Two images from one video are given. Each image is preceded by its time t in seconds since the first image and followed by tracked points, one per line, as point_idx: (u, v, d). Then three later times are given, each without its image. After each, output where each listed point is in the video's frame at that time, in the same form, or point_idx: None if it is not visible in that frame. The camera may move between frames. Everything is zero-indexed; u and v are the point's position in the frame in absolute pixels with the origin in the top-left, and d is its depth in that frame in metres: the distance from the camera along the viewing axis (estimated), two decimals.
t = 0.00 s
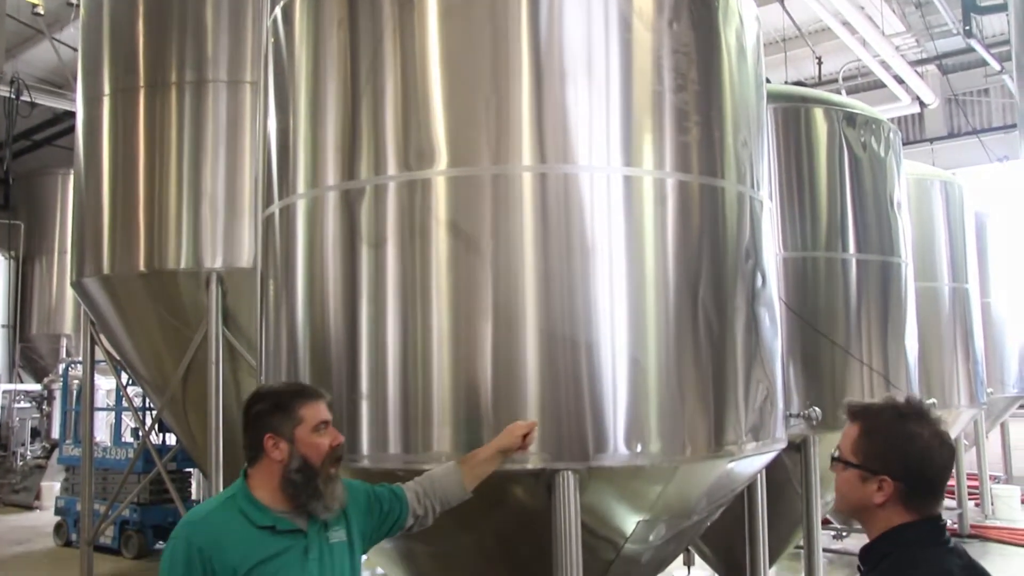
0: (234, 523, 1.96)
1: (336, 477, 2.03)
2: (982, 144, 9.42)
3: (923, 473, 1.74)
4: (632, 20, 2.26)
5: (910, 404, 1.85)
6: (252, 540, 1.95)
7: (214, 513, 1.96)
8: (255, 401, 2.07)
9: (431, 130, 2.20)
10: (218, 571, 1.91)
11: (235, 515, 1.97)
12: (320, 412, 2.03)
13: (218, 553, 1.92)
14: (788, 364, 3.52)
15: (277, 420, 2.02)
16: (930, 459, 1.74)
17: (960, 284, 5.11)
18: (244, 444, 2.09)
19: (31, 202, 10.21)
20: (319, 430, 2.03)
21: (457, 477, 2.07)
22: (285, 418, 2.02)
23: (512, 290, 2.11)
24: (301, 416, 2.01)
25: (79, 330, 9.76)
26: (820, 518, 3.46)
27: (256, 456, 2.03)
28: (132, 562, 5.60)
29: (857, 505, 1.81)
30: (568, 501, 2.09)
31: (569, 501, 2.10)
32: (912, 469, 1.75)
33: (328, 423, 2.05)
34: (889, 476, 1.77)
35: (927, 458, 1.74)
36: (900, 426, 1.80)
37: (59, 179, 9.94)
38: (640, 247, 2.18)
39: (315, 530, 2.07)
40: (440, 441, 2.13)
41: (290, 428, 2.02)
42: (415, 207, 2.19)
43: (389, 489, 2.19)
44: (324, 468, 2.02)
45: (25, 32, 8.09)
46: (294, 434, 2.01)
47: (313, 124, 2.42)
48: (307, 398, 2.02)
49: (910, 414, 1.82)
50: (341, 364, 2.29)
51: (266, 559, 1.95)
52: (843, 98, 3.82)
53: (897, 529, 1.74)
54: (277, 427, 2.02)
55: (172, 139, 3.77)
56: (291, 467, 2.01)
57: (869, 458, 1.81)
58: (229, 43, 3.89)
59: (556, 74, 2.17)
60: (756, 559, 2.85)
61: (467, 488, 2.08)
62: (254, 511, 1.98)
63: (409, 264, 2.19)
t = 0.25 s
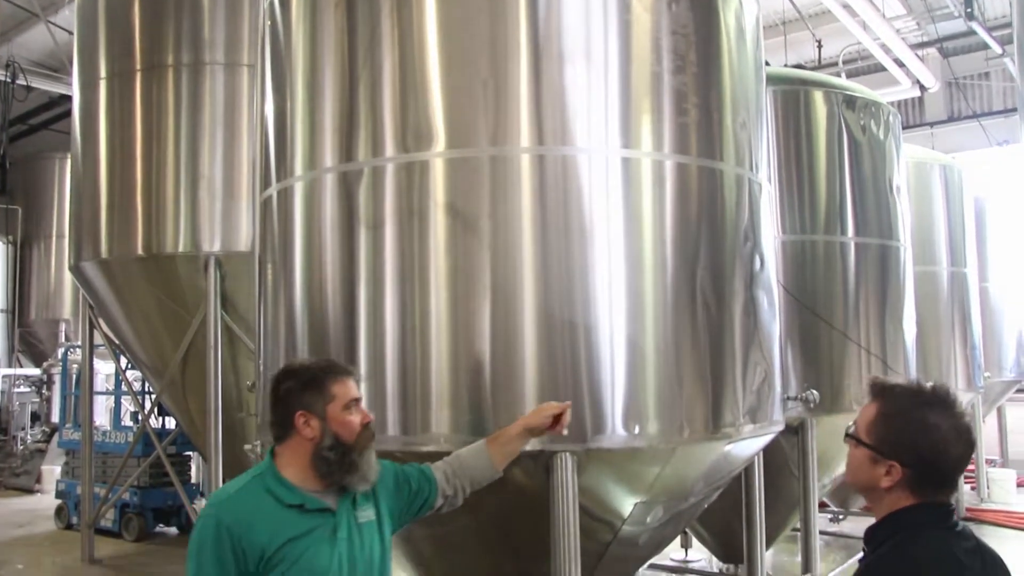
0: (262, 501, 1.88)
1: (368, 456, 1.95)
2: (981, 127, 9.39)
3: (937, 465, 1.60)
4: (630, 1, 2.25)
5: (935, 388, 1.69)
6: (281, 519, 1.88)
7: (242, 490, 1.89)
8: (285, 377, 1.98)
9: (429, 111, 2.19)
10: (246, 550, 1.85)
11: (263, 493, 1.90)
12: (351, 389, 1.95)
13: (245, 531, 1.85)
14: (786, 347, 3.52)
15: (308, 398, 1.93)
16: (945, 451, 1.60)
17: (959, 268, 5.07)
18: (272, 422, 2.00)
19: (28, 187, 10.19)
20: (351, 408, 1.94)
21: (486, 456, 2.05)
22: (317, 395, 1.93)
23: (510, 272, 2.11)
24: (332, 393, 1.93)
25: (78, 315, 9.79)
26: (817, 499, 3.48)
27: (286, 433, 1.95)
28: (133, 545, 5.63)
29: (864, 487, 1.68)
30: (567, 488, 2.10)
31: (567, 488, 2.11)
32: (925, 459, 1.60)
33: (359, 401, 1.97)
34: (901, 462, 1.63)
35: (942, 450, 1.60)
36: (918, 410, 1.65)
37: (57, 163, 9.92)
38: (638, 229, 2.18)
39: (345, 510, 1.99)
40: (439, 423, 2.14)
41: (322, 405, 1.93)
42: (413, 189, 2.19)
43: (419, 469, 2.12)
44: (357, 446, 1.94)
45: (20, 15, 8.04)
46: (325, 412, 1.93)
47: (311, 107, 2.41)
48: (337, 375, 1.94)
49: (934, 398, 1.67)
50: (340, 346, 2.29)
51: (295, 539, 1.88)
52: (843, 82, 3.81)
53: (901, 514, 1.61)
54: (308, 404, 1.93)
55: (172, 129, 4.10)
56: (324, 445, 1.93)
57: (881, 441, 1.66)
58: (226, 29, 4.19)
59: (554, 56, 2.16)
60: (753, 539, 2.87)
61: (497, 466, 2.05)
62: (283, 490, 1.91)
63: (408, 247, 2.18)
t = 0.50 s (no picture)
0: (278, 484, 1.79)
1: (385, 439, 1.87)
2: (971, 112, 9.44)
3: (940, 446, 1.59)
4: None
5: (936, 366, 1.67)
6: (299, 502, 1.79)
7: (256, 474, 1.79)
8: (300, 358, 1.89)
9: (420, 92, 2.18)
10: (264, 535, 1.74)
11: (278, 476, 1.80)
12: (367, 371, 1.86)
13: (263, 515, 1.74)
14: (776, 330, 3.53)
15: (325, 378, 1.84)
16: (948, 431, 1.59)
17: (947, 252, 5.04)
18: (285, 404, 1.91)
19: (14, 169, 10.09)
20: (369, 390, 1.86)
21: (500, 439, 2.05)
22: (335, 376, 1.84)
23: (500, 254, 2.10)
24: (349, 375, 1.84)
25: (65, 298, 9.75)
26: (804, 481, 3.51)
27: (302, 415, 1.86)
28: (123, 528, 5.64)
29: (866, 468, 1.67)
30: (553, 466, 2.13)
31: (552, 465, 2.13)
32: (927, 439, 1.59)
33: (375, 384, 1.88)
34: (904, 443, 1.62)
35: (944, 430, 1.59)
36: (920, 390, 1.64)
37: (44, 145, 9.84)
38: (628, 212, 2.18)
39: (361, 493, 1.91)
40: (428, 404, 2.14)
41: (340, 387, 1.84)
42: (403, 170, 2.18)
43: (434, 457, 2.10)
44: (372, 430, 1.85)
45: None
46: (342, 394, 1.84)
47: (299, 87, 2.39)
48: (355, 356, 1.85)
49: (935, 377, 1.66)
50: (329, 328, 2.28)
51: (314, 522, 1.79)
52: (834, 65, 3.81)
53: (902, 496, 1.60)
54: (326, 385, 1.84)
55: (158, 108, 4.11)
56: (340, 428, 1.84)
57: (884, 421, 1.65)
58: (215, 9, 4.18)
59: (544, 37, 2.15)
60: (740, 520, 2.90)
61: (512, 449, 2.05)
62: (299, 472, 1.81)
63: (397, 228, 2.18)
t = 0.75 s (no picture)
0: (285, 466, 1.85)
1: (385, 416, 1.93)
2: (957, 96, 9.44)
3: (930, 424, 1.59)
4: None
5: (924, 345, 1.68)
6: (307, 483, 1.86)
7: (263, 455, 1.85)
8: (299, 338, 1.95)
9: (405, 72, 2.16)
10: (274, 516, 1.81)
11: (285, 457, 1.87)
12: (365, 348, 1.92)
13: (273, 496, 1.81)
14: (761, 312, 3.54)
15: (324, 357, 1.91)
16: (938, 410, 1.59)
17: (931, 234, 5.04)
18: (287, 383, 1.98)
19: None
20: (366, 369, 1.92)
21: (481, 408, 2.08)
22: (332, 355, 1.90)
23: (485, 234, 2.10)
24: (347, 354, 1.90)
25: (50, 282, 9.70)
26: (789, 461, 3.54)
27: (302, 394, 1.92)
28: (110, 512, 5.64)
29: (856, 448, 1.67)
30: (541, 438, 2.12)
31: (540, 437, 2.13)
32: (918, 418, 1.60)
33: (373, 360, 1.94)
34: (895, 422, 1.61)
35: (936, 408, 1.59)
36: (910, 369, 1.64)
37: (26, 128, 9.76)
38: (614, 193, 2.18)
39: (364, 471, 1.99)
40: (414, 384, 2.14)
41: (337, 366, 1.91)
42: (388, 151, 2.17)
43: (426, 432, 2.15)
44: (371, 406, 1.92)
45: None
46: (341, 372, 1.90)
47: (283, 67, 2.37)
48: (353, 334, 1.90)
49: (925, 356, 1.66)
50: (314, 310, 2.28)
51: (321, 503, 1.86)
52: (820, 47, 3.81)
53: (894, 475, 1.60)
54: (324, 364, 1.91)
55: (141, 90, 4.10)
56: (339, 406, 1.91)
57: (875, 400, 1.65)
58: None
59: (530, 16, 2.14)
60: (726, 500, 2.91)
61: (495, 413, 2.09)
62: (304, 453, 1.88)
63: (383, 209, 2.17)
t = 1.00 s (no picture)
0: (297, 449, 1.72)
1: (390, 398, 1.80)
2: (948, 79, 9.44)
3: (922, 399, 1.49)
4: None
5: (907, 319, 1.59)
6: (320, 467, 1.73)
7: (274, 438, 1.72)
8: (301, 316, 1.81)
9: (394, 52, 2.15)
10: (290, 503, 1.68)
11: (295, 440, 1.74)
12: (368, 330, 1.78)
13: (288, 481, 1.68)
14: (751, 294, 3.55)
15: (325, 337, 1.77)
16: (929, 383, 1.50)
17: (921, 217, 5.06)
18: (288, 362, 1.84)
19: None
20: (371, 350, 1.78)
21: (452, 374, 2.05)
22: (335, 335, 1.76)
23: (476, 214, 2.10)
24: (351, 334, 1.76)
25: (39, 265, 9.68)
26: (779, 442, 3.56)
27: (303, 375, 1.79)
28: (101, 495, 5.63)
29: (845, 430, 1.56)
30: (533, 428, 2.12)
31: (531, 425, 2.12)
32: (909, 393, 1.50)
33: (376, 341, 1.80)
34: (885, 399, 1.51)
35: (925, 382, 1.50)
36: (896, 343, 1.54)
37: (13, 110, 9.70)
38: (605, 174, 2.18)
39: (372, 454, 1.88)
40: (404, 365, 2.14)
41: (340, 347, 1.77)
42: (378, 131, 2.16)
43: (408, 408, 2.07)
44: (374, 389, 1.79)
45: None
46: (343, 354, 1.77)
47: (271, 46, 2.36)
48: (356, 314, 1.76)
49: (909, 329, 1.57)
50: (304, 291, 2.27)
51: (337, 488, 1.74)
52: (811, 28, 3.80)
53: (886, 454, 1.49)
54: (326, 344, 1.77)
55: (130, 71, 4.09)
56: (341, 388, 1.78)
57: (862, 378, 1.54)
58: None
59: None
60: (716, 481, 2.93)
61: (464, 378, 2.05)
62: (315, 436, 1.76)
63: (373, 189, 2.16)
